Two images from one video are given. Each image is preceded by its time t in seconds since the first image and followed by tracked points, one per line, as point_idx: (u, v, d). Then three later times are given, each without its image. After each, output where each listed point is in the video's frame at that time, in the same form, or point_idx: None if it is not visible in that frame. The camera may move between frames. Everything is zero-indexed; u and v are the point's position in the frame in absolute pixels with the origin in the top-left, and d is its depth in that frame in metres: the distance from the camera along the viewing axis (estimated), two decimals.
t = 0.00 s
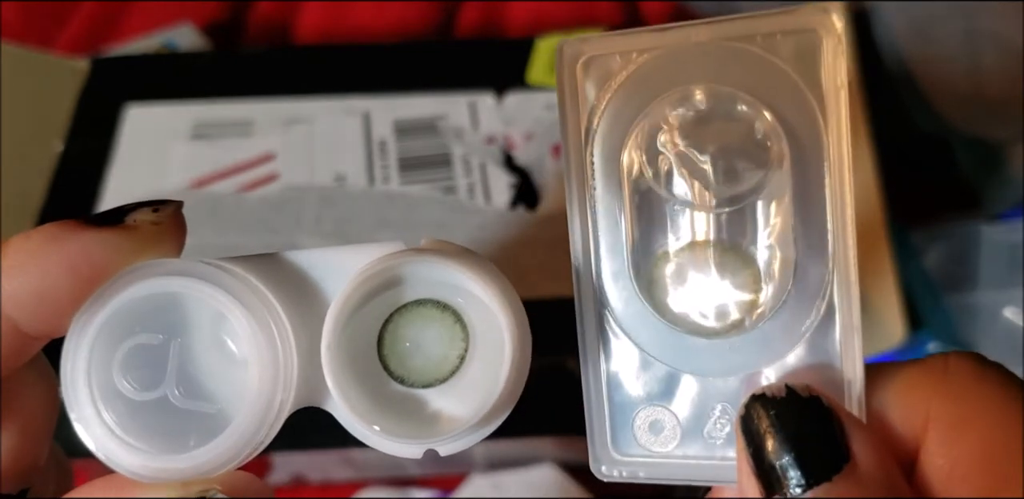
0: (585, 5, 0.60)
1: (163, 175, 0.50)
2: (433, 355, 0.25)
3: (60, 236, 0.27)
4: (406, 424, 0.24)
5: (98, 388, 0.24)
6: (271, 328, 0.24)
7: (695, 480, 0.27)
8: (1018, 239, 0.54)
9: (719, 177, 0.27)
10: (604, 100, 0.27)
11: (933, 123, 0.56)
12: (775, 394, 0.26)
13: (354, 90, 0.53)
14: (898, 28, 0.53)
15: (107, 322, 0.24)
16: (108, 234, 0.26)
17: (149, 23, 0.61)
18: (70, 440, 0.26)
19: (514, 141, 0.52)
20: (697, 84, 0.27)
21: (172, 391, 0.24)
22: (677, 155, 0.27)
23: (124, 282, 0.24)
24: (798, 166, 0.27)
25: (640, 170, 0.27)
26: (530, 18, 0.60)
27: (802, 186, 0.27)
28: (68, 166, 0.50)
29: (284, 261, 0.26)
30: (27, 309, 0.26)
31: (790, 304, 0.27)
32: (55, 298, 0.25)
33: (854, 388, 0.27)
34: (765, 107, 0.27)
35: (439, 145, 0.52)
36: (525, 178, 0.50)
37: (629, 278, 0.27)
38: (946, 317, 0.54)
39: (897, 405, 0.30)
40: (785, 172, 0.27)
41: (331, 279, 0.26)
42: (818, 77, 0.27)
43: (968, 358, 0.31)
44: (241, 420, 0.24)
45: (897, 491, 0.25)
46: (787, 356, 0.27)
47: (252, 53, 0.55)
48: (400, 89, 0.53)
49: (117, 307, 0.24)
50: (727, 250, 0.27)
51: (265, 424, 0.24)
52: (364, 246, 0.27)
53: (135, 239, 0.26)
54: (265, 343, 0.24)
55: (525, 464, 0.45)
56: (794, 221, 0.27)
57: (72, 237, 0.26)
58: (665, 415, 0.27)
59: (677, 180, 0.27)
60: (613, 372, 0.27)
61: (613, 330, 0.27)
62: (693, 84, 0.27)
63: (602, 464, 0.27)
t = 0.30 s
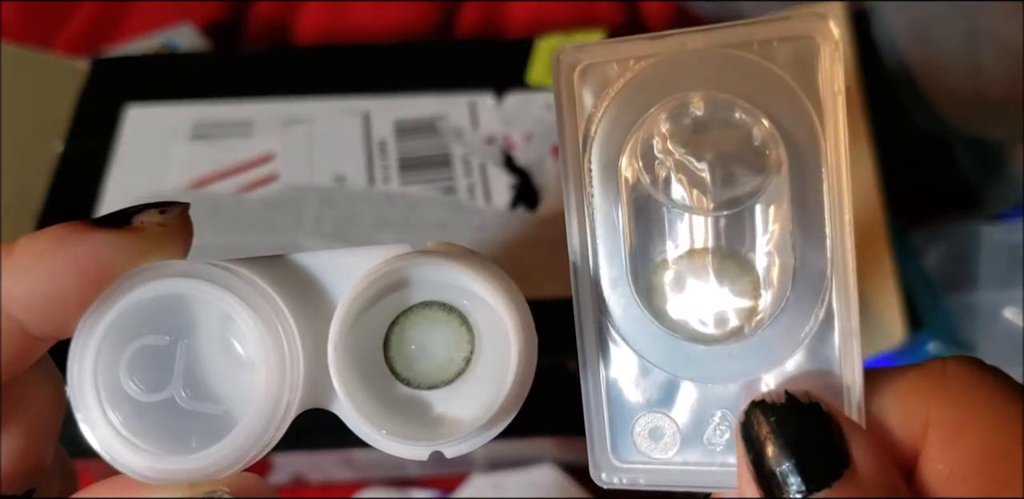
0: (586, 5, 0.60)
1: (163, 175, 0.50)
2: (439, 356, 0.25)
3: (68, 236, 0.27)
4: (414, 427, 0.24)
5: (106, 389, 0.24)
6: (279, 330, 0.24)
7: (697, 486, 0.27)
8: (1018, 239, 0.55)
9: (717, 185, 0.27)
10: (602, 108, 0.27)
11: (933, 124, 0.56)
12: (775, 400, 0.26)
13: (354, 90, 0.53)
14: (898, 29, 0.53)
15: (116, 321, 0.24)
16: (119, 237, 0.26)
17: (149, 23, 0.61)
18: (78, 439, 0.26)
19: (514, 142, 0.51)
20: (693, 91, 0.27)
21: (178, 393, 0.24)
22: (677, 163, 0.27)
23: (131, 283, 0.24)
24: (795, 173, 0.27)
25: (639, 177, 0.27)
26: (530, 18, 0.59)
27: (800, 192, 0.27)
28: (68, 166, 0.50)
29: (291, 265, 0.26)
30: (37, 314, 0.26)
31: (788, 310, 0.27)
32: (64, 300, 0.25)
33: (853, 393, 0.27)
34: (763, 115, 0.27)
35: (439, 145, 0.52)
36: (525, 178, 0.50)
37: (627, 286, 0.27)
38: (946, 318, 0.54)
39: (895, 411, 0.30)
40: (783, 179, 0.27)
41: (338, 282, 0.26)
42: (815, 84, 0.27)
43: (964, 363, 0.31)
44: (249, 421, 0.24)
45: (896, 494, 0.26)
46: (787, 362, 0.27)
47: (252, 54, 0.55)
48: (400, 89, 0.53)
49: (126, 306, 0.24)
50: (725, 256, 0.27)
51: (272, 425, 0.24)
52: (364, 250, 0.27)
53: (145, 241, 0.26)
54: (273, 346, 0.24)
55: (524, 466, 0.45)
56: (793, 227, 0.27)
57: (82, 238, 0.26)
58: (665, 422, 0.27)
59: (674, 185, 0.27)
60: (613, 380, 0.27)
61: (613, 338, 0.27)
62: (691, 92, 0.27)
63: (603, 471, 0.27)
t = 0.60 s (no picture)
0: (585, 5, 0.59)
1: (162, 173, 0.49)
2: (446, 347, 0.25)
3: (61, 221, 0.26)
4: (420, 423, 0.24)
5: (99, 378, 0.23)
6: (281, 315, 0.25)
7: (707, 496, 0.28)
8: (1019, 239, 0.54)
9: (727, 198, 0.27)
10: (613, 121, 0.27)
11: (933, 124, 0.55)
12: (785, 411, 0.26)
13: (354, 90, 0.53)
14: (899, 28, 0.54)
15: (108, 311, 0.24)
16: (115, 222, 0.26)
17: (148, 23, 0.61)
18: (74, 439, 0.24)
19: (514, 142, 0.51)
20: (704, 105, 0.27)
21: (175, 384, 0.24)
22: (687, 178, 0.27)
23: (127, 269, 0.24)
24: (804, 186, 0.27)
25: (650, 190, 0.27)
26: (530, 18, 0.59)
27: (810, 203, 0.27)
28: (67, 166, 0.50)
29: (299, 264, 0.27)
30: (26, 300, 0.24)
31: (799, 321, 0.27)
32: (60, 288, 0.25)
33: (863, 405, 0.27)
34: (774, 130, 0.27)
35: (439, 146, 0.52)
36: (525, 178, 0.49)
37: (636, 298, 0.27)
38: (947, 319, 0.52)
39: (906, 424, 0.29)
40: (793, 193, 0.27)
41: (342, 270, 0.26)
42: (825, 98, 0.27)
43: (974, 373, 0.30)
44: (248, 412, 0.24)
45: None
46: (796, 374, 0.27)
47: (252, 54, 0.55)
48: (400, 88, 0.53)
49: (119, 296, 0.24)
50: (737, 269, 0.27)
51: (270, 416, 0.24)
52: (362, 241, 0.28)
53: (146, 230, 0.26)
54: (269, 332, 0.24)
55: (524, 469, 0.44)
56: (803, 240, 0.27)
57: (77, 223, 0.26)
58: (676, 433, 0.27)
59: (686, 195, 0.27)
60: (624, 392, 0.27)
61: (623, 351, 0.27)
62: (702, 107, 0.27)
63: (614, 482, 0.27)
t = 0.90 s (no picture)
0: (585, 6, 0.60)
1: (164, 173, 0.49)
2: (462, 325, 0.29)
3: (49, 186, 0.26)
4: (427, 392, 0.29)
5: (100, 354, 0.25)
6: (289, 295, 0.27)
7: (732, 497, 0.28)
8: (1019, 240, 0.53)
9: (752, 200, 0.28)
10: (638, 125, 0.28)
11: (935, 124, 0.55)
12: (809, 414, 0.26)
13: (355, 91, 0.53)
14: (898, 27, 0.54)
15: (108, 286, 0.25)
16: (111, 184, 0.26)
17: (148, 24, 0.61)
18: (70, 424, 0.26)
19: (514, 143, 0.52)
20: (732, 110, 0.27)
21: (177, 360, 0.26)
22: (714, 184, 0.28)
23: (124, 241, 0.25)
24: (830, 190, 0.27)
25: (676, 194, 0.28)
26: (530, 19, 0.60)
27: (834, 207, 0.27)
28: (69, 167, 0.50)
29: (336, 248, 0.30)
30: (18, 266, 0.24)
31: (823, 324, 0.27)
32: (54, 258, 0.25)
33: (886, 409, 0.27)
34: (799, 135, 0.27)
35: (439, 145, 0.52)
36: (525, 178, 0.50)
37: (663, 300, 0.28)
38: (946, 318, 0.54)
39: (929, 426, 0.29)
40: (819, 197, 0.27)
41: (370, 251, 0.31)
42: (852, 102, 0.27)
43: (997, 379, 0.30)
44: (253, 394, 0.26)
45: None
46: (820, 377, 0.27)
47: (252, 54, 0.55)
48: (401, 89, 0.53)
49: (117, 273, 0.25)
50: (761, 272, 0.28)
51: (274, 395, 0.26)
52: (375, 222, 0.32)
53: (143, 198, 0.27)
54: (275, 310, 0.27)
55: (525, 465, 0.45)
56: (828, 243, 0.27)
57: (64, 190, 0.26)
58: (700, 434, 0.27)
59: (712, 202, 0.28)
60: (647, 394, 0.27)
61: (649, 355, 0.27)
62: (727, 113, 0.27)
63: (637, 483, 0.27)
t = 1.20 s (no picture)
0: (585, 6, 0.60)
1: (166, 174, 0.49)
2: (477, 322, 0.29)
3: (79, 187, 0.29)
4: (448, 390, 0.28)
5: (125, 351, 0.26)
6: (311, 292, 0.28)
7: None
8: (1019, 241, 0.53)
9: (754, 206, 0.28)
10: (639, 131, 0.28)
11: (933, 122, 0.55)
12: (809, 420, 0.26)
13: (355, 92, 0.53)
14: (897, 30, 0.54)
15: (135, 287, 0.27)
16: (138, 186, 0.28)
17: (150, 25, 0.61)
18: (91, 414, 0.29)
19: (514, 142, 0.52)
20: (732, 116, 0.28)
21: (201, 357, 0.27)
22: (711, 190, 0.28)
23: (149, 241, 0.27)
24: (829, 197, 0.27)
25: (676, 199, 0.28)
26: (530, 20, 0.60)
27: (834, 213, 0.27)
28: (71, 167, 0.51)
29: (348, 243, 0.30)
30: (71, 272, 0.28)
31: (822, 329, 0.28)
32: (78, 262, 0.28)
33: (886, 414, 0.27)
34: (798, 141, 0.28)
35: (439, 146, 0.52)
36: (525, 178, 0.50)
37: (662, 304, 0.28)
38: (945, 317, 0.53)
39: (926, 430, 0.29)
40: (817, 203, 0.28)
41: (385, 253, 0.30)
42: (850, 111, 0.27)
43: (996, 384, 0.30)
44: (272, 391, 0.26)
45: None
46: (820, 381, 0.27)
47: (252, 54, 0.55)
48: (401, 89, 0.53)
49: (143, 278, 0.27)
50: (761, 277, 0.28)
51: (294, 391, 0.27)
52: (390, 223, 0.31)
53: (160, 195, 0.28)
54: (295, 306, 0.27)
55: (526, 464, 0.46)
56: (828, 249, 0.28)
57: (90, 193, 0.29)
58: (699, 439, 0.27)
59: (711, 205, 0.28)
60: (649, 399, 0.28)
61: (649, 359, 0.28)
62: (727, 119, 0.28)
63: (637, 489, 0.27)
